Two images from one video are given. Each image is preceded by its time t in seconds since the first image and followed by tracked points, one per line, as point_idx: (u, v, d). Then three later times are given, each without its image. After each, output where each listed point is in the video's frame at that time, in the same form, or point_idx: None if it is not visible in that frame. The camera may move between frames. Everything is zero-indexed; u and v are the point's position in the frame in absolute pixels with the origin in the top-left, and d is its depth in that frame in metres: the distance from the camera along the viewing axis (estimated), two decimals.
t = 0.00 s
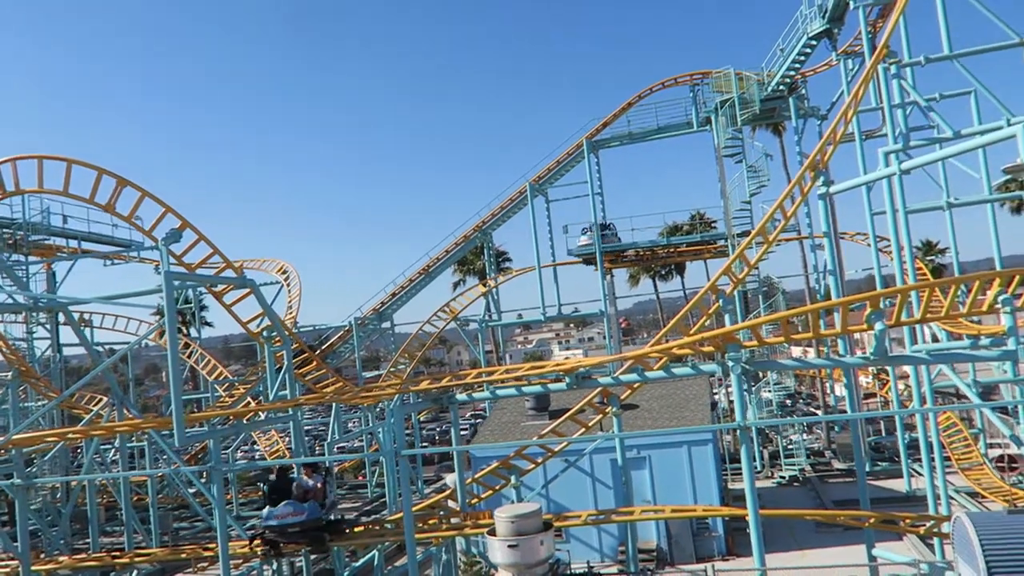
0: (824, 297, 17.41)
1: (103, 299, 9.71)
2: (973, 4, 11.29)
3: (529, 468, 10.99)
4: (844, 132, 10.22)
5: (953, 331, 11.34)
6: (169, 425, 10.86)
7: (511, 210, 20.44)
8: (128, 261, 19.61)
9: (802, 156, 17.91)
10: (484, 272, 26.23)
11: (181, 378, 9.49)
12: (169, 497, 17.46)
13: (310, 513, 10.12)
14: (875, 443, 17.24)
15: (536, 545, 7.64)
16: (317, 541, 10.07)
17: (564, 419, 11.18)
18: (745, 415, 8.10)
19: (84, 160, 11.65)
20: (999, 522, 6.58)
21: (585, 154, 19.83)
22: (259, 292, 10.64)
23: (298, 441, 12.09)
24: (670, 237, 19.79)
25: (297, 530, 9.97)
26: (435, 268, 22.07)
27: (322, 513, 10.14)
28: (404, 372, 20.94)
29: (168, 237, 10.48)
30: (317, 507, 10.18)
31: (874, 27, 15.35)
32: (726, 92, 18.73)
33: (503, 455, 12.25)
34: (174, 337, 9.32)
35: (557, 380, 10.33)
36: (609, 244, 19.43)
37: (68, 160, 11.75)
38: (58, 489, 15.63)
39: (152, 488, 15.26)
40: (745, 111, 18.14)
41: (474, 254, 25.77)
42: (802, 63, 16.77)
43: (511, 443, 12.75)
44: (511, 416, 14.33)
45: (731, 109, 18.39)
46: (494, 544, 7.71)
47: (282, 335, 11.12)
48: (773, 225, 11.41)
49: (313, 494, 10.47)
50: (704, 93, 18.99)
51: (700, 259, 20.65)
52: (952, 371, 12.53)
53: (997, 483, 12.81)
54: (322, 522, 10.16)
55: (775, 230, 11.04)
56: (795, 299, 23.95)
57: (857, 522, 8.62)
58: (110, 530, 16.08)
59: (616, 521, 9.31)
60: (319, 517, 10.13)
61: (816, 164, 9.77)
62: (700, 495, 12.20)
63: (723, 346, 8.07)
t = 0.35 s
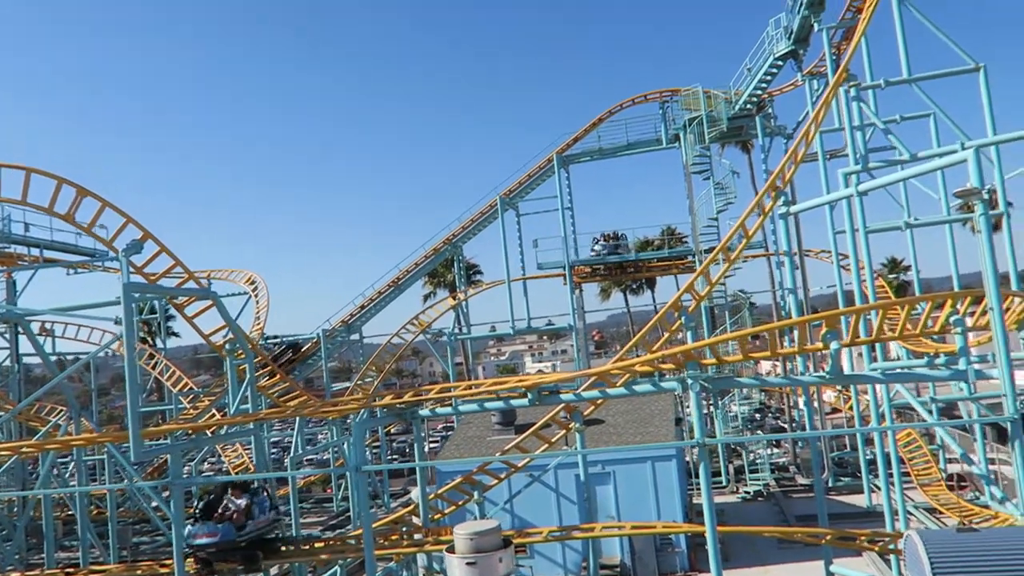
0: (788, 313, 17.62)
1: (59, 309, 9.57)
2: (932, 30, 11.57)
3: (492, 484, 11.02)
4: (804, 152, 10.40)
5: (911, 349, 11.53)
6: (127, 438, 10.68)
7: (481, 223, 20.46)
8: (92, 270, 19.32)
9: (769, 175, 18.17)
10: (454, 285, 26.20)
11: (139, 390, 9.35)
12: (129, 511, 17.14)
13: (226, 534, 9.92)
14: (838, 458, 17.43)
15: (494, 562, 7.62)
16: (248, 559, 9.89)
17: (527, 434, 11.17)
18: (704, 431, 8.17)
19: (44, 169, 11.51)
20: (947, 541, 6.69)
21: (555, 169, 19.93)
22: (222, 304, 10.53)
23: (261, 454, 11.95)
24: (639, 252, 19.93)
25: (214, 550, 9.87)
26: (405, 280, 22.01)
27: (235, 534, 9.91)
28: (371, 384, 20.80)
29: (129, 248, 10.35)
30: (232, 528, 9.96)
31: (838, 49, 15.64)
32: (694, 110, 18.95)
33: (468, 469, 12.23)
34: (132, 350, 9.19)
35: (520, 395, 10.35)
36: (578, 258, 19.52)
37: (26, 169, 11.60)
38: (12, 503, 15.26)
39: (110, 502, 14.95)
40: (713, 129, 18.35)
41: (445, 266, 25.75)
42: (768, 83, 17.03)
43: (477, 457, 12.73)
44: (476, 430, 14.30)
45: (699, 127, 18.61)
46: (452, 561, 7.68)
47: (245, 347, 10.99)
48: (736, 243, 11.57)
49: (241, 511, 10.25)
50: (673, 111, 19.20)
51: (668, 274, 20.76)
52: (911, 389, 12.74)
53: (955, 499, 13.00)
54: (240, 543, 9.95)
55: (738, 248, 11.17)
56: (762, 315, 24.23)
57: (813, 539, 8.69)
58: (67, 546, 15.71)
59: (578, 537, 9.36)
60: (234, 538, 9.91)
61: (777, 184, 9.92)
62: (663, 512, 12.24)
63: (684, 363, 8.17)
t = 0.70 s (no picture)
0: (755, 319, 17.82)
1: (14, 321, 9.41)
2: (889, 42, 11.79)
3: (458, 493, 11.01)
4: (766, 161, 10.54)
5: (871, 354, 11.73)
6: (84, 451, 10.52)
7: (451, 230, 20.45)
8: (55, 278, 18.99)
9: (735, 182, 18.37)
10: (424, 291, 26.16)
11: (96, 403, 9.22)
12: (92, 524, 16.85)
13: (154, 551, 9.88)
14: (804, 461, 17.64)
15: (456, 573, 7.60)
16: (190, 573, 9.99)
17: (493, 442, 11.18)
18: (665, 440, 8.23)
19: None
20: (901, 545, 6.83)
21: (525, 176, 19.98)
22: (183, 314, 10.40)
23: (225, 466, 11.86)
24: (608, 259, 20.04)
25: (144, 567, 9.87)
26: (374, 287, 21.92)
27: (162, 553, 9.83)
28: (340, 392, 20.67)
29: (87, 258, 10.19)
30: (159, 547, 9.89)
31: (801, 59, 15.86)
32: (662, 117, 19.10)
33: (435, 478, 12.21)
34: (89, 363, 9.09)
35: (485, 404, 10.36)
36: (548, 265, 19.59)
37: None
38: None
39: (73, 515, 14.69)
40: (680, 137, 18.49)
41: (415, 272, 25.71)
42: (734, 91, 17.22)
43: (444, 465, 12.70)
44: (445, 438, 14.28)
45: (666, 134, 18.77)
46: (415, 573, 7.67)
47: (208, 358, 10.86)
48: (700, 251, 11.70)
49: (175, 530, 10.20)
50: (641, 118, 19.33)
51: (636, 281, 20.86)
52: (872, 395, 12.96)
53: (916, 502, 13.22)
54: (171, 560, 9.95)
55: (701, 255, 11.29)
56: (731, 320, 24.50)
57: (775, 544, 8.80)
58: (27, 560, 15.40)
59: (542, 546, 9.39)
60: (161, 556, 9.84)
61: (739, 193, 10.04)
62: (630, 519, 12.30)
63: (644, 373, 8.24)
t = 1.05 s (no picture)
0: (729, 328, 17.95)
1: None
2: (858, 56, 11.96)
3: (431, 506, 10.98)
4: (736, 174, 10.65)
5: (842, 365, 11.85)
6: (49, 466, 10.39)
7: (428, 239, 20.43)
8: (27, 287, 18.74)
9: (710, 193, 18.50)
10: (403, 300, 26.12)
11: (61, 417, 9.10)
12: (61, 537, 16.63)
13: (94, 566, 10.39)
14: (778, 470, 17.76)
15: None
16: None
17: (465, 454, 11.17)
18: (633, 453, 8.25)
19: None
20: (863, 557, 6.87)
21: (502, 186, 20.02)
22: (152, 326, 10.32)
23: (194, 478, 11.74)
24: (584, 269, 20.09)
25: None
26: (351, 296, 21.84)
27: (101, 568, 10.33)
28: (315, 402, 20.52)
29: (55, 269, 10.09)
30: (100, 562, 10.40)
31: (774, 71, 16.03)
32: (637, 128, 19.22)
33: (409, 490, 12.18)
34: (52, 377, 8.96)
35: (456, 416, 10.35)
36: (524, 275, 19.62)
37: None
38: None
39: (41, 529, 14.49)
40: (655, 148, 18.59)
41: (393, 281, 25.68)
42: (708, 103, 17.36)
43: (418, 477, 12.66)
44: (420, 450, 14.23)
45: (642, 145, 18.88)
46: None
47: (177, 370, 10.76)
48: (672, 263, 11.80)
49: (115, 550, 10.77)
50: (617, 129, 19.45)
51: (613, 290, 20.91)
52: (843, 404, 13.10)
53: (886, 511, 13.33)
54: None
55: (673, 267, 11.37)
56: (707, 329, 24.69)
57: (744, 556, 8.82)
58: None
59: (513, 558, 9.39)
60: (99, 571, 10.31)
61: (708, 206, 10.13)
62: (604, 529, 12.31)
63: (612, 386, 8.26)
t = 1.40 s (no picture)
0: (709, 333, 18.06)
1: None
2: (837, 66, 12.09)
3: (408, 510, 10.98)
4: (714, 182, 10.72)
5: (818, 372, 11.92)
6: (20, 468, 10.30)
7: (411, 242, 20.43)
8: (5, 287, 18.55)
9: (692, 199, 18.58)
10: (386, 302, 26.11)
11: (31, 419, 9.03)
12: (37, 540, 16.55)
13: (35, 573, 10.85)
14: (757, 475, 17.86)
15: None
16: None
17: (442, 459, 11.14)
18: (607, 460, 8.25)
19: None
20: (830, 565, 6.91)
21: (486, 189, 20.04)
22: (128, 328, 10.26)
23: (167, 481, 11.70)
24: (567, 273, 20.13)
25: None
26: (334, 298, 21.79)
27: None
28: (295, 404, 20.42)
29: (29, 270, 10.01)
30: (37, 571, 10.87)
31: (755, 79, 16.13)
32: (621, 133, 19.29)
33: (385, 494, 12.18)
34: (23, 381, 8.89)
35: (432, 422, 10.35)
36: (507, 278, 19.65)
37: None
38: None
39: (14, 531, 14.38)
40: (638, 153, 18.64)
41: (377, 283, 25.67)
42: (691, 109, 17.44)
43: (395, 480, 12.66)
44: (399, 453, 14.24)
45: (625, 150, 18.94)
46: None
47: (153, 372, 10.68)
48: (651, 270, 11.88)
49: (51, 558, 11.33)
50: (600, 133, 19.52)
51: (596, 294, 20.95)
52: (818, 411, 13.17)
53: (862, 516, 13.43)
54: None
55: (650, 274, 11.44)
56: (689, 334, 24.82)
57: (716, 562, 8.86)
58: None
59: (487, 564, 9.40)
60: None
61: (685, 214, 10.19)
62: (581, 534, 12.34)
63: (587, 393, 8.29)
